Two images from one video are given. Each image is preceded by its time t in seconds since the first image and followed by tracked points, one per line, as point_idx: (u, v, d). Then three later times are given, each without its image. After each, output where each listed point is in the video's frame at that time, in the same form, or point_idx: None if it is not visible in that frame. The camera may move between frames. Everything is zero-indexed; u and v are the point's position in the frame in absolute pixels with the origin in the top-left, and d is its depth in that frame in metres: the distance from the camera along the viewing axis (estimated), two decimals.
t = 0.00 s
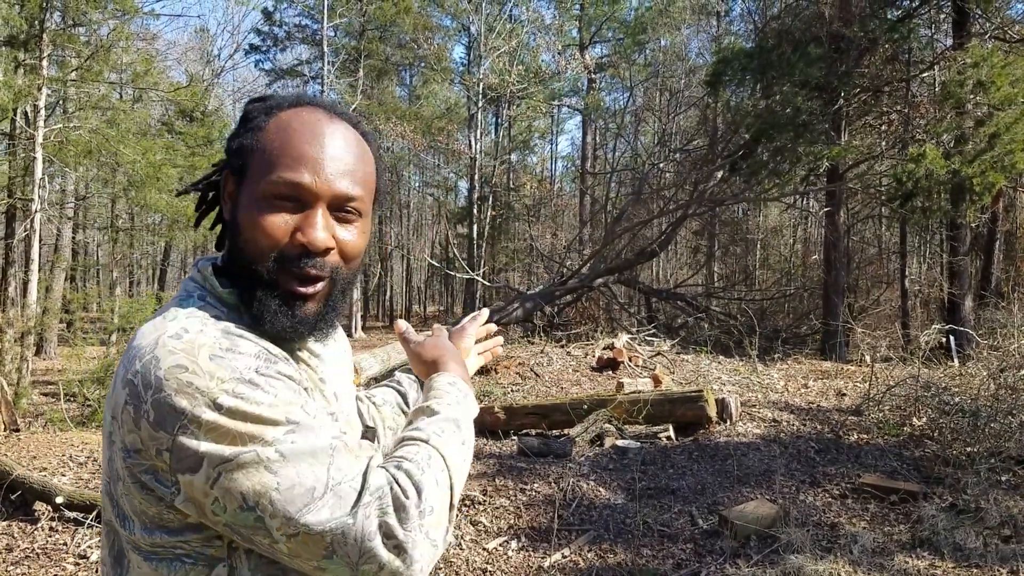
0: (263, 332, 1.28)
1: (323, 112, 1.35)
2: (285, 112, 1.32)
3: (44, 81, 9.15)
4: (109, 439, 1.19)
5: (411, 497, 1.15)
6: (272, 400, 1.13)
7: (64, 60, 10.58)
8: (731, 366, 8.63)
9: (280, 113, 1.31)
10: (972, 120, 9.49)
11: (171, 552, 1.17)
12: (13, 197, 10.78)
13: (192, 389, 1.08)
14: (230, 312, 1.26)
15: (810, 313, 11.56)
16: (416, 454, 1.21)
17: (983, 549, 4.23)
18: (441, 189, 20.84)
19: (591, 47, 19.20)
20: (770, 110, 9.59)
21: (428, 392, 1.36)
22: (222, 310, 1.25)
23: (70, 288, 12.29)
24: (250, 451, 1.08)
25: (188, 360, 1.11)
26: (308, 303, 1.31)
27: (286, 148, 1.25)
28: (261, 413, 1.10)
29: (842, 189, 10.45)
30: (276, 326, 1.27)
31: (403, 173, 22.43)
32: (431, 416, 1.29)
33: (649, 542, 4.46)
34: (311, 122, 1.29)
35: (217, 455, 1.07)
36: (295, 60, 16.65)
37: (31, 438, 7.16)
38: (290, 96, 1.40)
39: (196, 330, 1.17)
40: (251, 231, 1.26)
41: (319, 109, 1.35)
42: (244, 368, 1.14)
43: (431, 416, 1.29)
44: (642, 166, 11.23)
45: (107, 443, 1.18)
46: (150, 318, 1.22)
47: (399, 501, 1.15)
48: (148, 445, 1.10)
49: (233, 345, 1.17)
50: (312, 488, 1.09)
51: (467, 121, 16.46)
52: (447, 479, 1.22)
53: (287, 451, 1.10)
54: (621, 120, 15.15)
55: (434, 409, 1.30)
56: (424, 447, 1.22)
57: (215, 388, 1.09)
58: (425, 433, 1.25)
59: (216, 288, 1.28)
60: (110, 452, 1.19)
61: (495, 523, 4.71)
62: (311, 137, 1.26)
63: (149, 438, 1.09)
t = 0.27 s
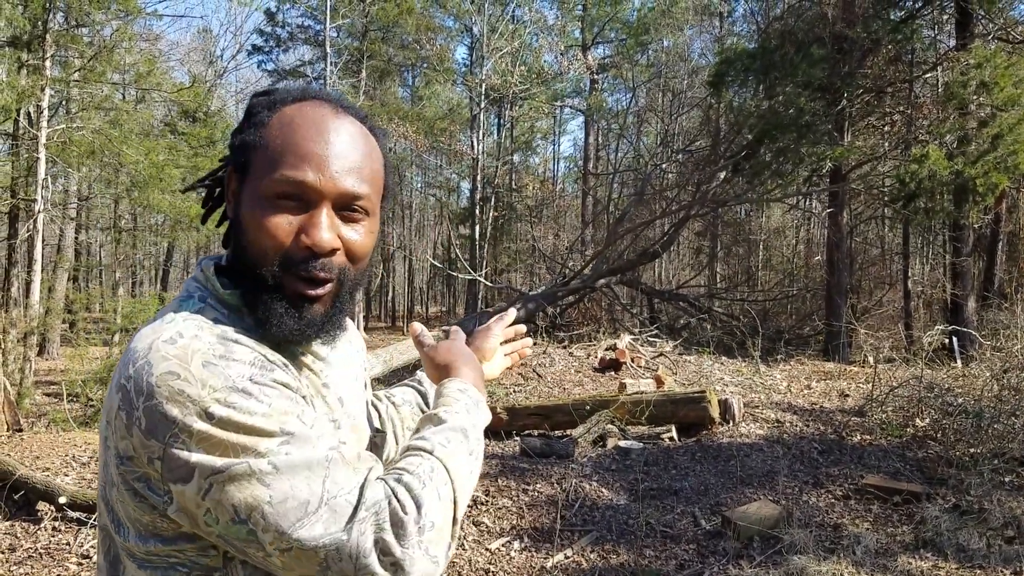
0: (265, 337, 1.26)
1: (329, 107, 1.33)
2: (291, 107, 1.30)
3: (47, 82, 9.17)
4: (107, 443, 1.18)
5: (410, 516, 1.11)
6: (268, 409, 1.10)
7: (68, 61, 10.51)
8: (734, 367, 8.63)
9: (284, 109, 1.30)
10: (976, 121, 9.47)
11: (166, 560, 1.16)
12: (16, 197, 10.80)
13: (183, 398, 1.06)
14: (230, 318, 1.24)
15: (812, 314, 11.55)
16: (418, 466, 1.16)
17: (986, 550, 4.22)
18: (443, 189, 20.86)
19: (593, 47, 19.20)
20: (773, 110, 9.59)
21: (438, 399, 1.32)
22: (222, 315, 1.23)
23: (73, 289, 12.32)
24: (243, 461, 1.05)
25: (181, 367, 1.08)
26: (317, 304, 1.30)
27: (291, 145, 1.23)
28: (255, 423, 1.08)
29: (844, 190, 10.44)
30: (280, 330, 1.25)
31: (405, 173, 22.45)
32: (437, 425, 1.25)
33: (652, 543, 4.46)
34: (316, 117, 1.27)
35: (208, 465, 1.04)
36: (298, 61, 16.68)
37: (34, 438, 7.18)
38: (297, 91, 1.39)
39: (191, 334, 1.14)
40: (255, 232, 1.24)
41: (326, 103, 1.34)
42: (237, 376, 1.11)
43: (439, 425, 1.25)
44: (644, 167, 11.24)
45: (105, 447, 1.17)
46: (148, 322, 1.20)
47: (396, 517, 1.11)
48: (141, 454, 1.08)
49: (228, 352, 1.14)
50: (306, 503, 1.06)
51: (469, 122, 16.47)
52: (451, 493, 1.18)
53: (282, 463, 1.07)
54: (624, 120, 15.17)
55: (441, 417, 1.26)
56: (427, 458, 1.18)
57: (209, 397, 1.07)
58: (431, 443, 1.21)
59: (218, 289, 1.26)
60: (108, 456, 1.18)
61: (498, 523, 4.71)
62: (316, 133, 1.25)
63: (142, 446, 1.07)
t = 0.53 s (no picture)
0: (271, 341, 1.26)
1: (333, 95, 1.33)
2: (295, 98, 1.30)
3: (47, 84, 9.17)
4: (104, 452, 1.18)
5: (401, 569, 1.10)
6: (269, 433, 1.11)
7: (68, 63, 10.28)
8: (734, 368, 8.63)
9: (287, 101, 1.29)
10: (976, 122, 9.46)
11: None
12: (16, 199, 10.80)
13: (184, 416, 1.06)
14: (234, 321, 1.24)
15: (813, 315, 11.55)
16: (417, 516, 1.17)
17: (987, 550, 4.21)
18: (443, 191, 20.85)
19: (593, 49, 19.19)
20: (773, 112, 9.59)
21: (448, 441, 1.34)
22: (227, 318, 1.23)
23: (73, 290, 12.32)
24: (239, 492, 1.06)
25: (184, 381, 1.08)
26: (325, 302, 1.30)
27: (300, 138, 1.23)
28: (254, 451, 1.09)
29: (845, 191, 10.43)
30: (288, 332, 1.25)
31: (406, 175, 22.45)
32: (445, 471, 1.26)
33: (653, 544, 4.45)
34: (321, 109, 1.27)
35: (208, 492, 1.04)
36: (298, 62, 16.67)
37: (34, 439, 7.18)
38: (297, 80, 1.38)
39: (193, 347, 1.13)
40: (260, 230, 1.24)
41: (330, 93, 1.34)
42: (239, 399, 1.11)
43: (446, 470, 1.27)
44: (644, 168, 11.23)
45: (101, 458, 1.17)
46: (149, 327, 1.20)
47: (388, 568, 1.10)
48: (140, 469, 1.08)
49: (232, 365, 1.14)
50: (298, 544, 1.07)
51: (469, 123, 16.46)
52: (448, 550, 1.18)
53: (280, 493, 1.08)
54: (624, 122, 15.18)
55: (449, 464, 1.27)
56: (429, 508, 1.20)
57: (213, 415, 1.07)
58: (434, 492, 1.23)
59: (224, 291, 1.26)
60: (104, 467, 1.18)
61: (499, 525, 4.71)
62: (325, 124, 1.25)
63: (141, 461, 1.07)
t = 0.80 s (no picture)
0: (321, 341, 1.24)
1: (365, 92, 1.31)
2: (323, 97, 1.27)
3: (48, 86, 9.17)
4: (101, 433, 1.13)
5: None
6: (202, 511, 0.97)
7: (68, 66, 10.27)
8: (734, 370, 8.64)
9: (321, 100, 1.26)
10: (976, 124, 9.47)
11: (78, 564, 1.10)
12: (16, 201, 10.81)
13: (148, 444, 0.96)
14: (273, 336, 1.19)
15: (812, 317, 11.57)
16: None
17: (987, 552, 4.21)
18: (444, 192, 20.88)
19: (593, 51, 19.22)
20: (773, 114, 9.60)
21: None
22: (268, 336, 1.19)
23: (74, 292, 12.33)
24: (131, 566, 0.92)
25: (173, 416, 0.99)
26: (379, 311, 1.31)
27: (345, 141, 1.21)
28: (172, 531, 0.94)
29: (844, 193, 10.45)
30: (350, 343, 1.24)
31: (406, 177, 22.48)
32: None
33: (653, 546, 4.45)
34: (362, 111, 1.25)
35: (97, 558, 0.92)
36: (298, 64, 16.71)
37: (34, 441, 7.18)
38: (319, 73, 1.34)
39: (198, 377, 1.04)
40: (306, 239, 1.21)
41: (356, 87, 1.31)
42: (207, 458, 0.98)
43: None
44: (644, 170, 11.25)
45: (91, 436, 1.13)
46: (175, 335, 1.14)
47: None
48: (93, 484, 0.99)
49: (223, 418, 1.02)
50: None
51: (469, 125, 16.49)
52: None
53: None
54: (624, 124, 15.20)
55: None
56: None
57: (168, 466, 0.95)
58: None
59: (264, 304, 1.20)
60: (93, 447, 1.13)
61: (499, 527, 4.70)
62: (366, 124, 1.23)
63: (93, 472, 0.98)
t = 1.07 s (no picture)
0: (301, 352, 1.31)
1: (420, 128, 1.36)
2: (373, 127, 1.32)
3: (49, 88, 9.19)
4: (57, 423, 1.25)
5: None
6: (58, 494, 1.02)
7: (68, 67, 10.46)
8: (734, 372, 8.64)
9: (364, 127, 1.31)
10: (975, 126, 9.49)
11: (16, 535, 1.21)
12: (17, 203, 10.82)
13: (54, 431, 1.05)
14: (222, 341, 1.28)
15: (812, 320, 11.59)
16: None
17: (987, 554, 4.22)
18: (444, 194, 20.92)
19: (593, 53, 19.25)
20: (772, 116, 9.62)
21: None
22: (218, 338, 1.27)
23: (75, 294, 12.35)
24: None
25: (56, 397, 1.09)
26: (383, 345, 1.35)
27: (389, 180, 1.27)
28: (21, 506, 1.01)
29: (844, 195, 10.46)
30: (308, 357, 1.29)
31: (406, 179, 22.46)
32: None
33: (652, 548, 4.45)
34: (399, 146, 1.30)
35: None
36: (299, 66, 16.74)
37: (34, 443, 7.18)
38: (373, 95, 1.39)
39: (113, 375, 1.13)
40: (327, 271, 1.26)
41: (409, 118, 1.36)
42: (96, 448, 1.06)
43: None
44: (644, 172, 11.27)
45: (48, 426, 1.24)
46: (133, 334, 1.24)
47: None
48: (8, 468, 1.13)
49: (100, 404, 1.09)
50: None
51: (470, 127, 16.52)
52: None
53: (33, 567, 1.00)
54: (624, 126, 15.22)
55: None
56: None
57: (35, 443, 1.04)
58: None
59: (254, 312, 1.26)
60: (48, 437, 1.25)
61: (498, 528, 4.71)
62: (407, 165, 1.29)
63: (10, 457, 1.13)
